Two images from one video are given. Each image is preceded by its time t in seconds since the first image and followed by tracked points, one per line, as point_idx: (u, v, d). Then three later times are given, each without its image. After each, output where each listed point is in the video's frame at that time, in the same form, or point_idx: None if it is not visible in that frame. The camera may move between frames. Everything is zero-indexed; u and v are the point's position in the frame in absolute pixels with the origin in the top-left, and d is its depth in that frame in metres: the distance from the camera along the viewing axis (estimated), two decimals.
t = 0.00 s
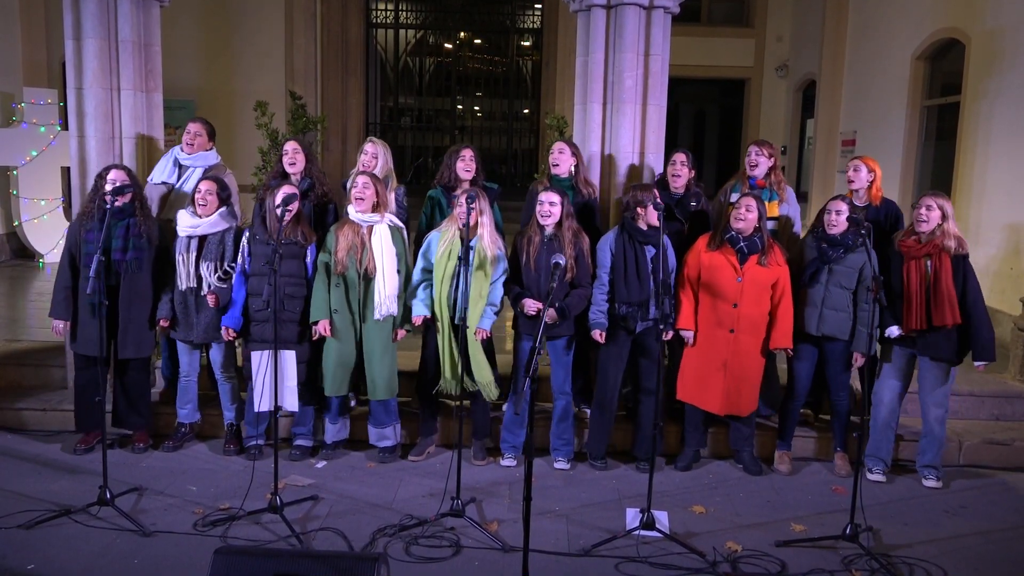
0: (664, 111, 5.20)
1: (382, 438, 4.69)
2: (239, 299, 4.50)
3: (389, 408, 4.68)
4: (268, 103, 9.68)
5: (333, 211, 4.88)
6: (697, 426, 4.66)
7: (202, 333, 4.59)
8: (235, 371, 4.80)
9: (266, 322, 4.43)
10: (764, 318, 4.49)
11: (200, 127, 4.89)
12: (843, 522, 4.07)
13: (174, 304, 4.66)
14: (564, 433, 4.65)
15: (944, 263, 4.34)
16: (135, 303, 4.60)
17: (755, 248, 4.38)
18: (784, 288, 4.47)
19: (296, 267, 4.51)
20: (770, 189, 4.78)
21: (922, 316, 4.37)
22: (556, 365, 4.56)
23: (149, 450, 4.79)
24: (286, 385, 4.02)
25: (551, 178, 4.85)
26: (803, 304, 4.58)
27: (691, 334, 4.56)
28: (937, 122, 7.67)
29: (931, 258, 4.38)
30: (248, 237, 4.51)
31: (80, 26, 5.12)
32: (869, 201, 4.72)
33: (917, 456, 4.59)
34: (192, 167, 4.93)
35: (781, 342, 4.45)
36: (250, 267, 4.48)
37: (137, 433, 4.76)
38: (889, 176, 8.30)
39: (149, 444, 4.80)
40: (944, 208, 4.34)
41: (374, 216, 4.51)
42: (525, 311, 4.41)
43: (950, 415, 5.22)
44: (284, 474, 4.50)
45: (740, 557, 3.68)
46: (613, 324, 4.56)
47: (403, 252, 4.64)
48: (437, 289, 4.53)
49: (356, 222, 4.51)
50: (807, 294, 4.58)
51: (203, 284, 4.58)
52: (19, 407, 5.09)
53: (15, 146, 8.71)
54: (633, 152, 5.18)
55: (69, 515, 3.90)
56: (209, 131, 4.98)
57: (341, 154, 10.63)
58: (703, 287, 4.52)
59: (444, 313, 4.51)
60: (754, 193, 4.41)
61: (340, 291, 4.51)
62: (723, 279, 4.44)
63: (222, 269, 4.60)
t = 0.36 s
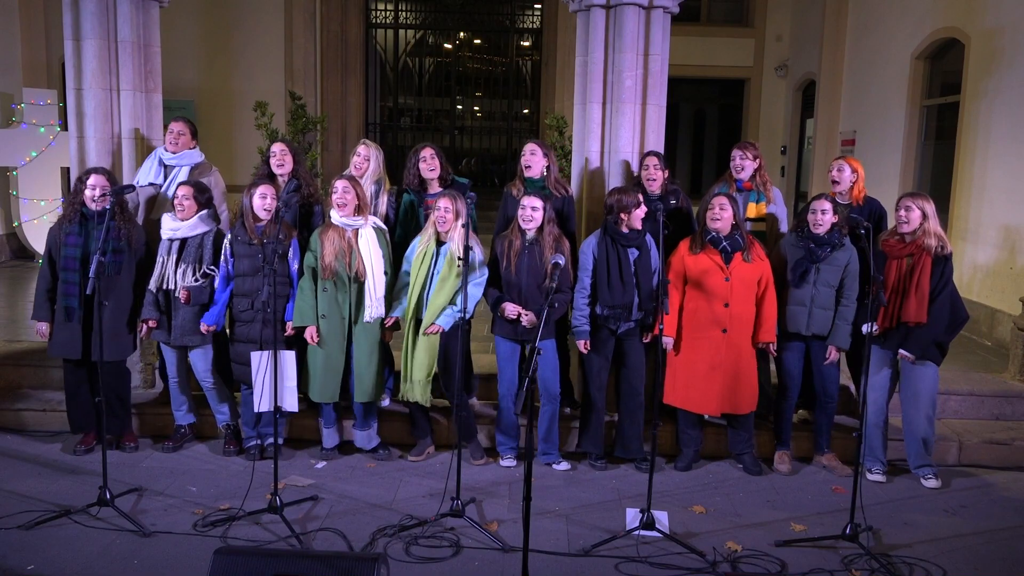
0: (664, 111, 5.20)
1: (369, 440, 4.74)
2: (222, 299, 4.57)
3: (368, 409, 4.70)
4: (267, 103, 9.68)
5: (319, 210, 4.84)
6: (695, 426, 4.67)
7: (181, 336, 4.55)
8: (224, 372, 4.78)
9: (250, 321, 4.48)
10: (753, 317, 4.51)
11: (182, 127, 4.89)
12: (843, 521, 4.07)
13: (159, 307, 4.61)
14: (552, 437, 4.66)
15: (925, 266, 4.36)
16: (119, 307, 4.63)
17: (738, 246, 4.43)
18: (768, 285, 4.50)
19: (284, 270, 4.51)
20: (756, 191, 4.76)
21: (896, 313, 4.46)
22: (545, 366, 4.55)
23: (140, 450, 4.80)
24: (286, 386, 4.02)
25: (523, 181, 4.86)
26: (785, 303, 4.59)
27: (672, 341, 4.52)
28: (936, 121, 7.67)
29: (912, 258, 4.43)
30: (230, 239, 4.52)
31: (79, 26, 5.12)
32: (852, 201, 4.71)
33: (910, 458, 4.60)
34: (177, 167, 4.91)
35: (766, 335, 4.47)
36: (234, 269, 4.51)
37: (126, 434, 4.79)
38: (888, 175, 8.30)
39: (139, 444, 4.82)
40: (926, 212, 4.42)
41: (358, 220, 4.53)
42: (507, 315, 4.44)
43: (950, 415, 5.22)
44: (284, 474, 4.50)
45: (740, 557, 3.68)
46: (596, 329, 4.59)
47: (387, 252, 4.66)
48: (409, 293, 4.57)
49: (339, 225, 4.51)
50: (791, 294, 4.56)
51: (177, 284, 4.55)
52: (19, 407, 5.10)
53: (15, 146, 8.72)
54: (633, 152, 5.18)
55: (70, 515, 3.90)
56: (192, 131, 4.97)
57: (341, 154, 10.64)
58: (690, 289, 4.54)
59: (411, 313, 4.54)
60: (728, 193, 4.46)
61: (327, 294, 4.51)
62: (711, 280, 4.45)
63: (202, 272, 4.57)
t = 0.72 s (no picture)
0: (664, 111, 5.20)
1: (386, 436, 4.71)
2: (222, 298, 4.54)
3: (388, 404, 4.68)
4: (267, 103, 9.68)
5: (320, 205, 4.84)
6: (696, 425, 4.67)
7: (191, 327, 4.63)
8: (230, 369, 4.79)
9: (255, 321, 4.47)
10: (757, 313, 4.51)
11: (180, 126, 4.90)
12: (843, 521, 4.07)
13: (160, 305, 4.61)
14: (559, 429, 4.65)
15: (940, 263, 4.35)
16: (117, 304, 4.61)
17: (741, 242, 4.42)
18: (771, 280, 4.51)
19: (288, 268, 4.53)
20: (768, 186, 4.82)
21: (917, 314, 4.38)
22: (547, 362, 4.56)
23: (149, 450, 4.79)
24: (286, 385, 4.02)
25: (527, 176, 4.83)
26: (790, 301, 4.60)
27: (678, 340, 4.50)
28: (937, 121, 7.67)
29: (927, 257, 4.38)
30: (235, 238, 4.53)
31: (79, 25, 5.11)
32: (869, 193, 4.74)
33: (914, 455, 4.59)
34: (181, 167, 4.90)
35: (771, 330, 4.51)
36: (238, 266, 4.51)
37: (134, 433, 4.77)
38: (889, 175, 8.29)
39: (148, 444, 4.79)
40: (939, 207, 4.38)
41: (362, 212, 4.56)
42: (512, 310, 4.42)
43: (950, 414, 5.22)
44: (284, 474, 4.50)
45: (740, 556, 3.68)
46: (603, 324, 4.56)
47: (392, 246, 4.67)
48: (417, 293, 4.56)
49: (344, 219, 4.50)
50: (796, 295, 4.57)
51: (187, 274, 4.59)
52: (19, 406, 5.09)
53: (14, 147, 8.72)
54: (633, 152, 5.18)
55: (70, 515, 3.90)
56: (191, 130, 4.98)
57: (341, 154, 10.63)
58: (693, 287, 4.53)
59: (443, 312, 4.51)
60: (725, 190, 4.45)
61: (332, 288, 4.49)
62: (716, 278, 4.45)
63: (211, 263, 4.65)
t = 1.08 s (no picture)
0: (664, 111, 5.19)
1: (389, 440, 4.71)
2: (247, 296, 4.54)
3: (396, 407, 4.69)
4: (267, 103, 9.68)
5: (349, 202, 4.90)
6: (696, 425, 4.67)
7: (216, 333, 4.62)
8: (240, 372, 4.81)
9: (277, 322, 4.51)
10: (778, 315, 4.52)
11: (201, 123, 4.90)
12: (843, 521, 4.07)
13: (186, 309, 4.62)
14: (564, 433, 4.65)
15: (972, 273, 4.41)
16: (142, 305, 4.63)
17: (763, 244, 4.41)
18: (791, 282, 4.51)
19: (307, 267, 4.55)
20: (785, 189, 4.78)
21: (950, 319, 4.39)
22: (560, 364, 4.54)
23: (150, 449, 4.78)
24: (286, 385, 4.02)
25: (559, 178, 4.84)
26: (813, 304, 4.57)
27: (702, 338, 4.50)
28: (937, 121, 7.66)
29: (957, 263, 4.41)
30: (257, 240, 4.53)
31: (79, 25, 5.11)
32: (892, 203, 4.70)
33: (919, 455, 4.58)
34: (201, 165, 4.92)
35: (796, 334, 4.49)
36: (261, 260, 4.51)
37: (137, 434, 4.76)
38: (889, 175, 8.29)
39: (149, 443, 4.79)
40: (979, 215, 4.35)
41: (389, 220, 4.53)
42: (529, 312, 4.39)
43: (950, 414, 5.22)
44: (284, 473, 4.50)
45: (740, 556, 3.67)
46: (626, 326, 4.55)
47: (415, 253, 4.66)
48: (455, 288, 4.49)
49: (370, 223, 4.52)
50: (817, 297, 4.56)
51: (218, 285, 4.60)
52: (19, 406, 5.08)
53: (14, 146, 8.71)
54: (633, 152, 5.19)
55: (70, 514, 3.90)
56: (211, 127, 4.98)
57: (341, 154, 10.62)
58: (713, 288, 4.52)
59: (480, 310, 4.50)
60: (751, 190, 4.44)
61: (355, 292, 4.51)
62: (736, 279, 4.44)
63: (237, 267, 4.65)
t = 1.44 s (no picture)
0: (665, 111, 5.19)
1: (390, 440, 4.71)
2: (256, 299, 4.52)
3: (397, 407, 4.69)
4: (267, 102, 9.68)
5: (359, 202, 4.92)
6: (697, 425, 4.67)
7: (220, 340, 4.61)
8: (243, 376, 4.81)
9: (277, 321, 4.48)
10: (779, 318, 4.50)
11: (213, 129, 4.85)
12: (843, 521, 4.07)
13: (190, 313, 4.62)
14: (565, 433, 4.65)
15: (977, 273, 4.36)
16: (149, 304, 4.62)
17: (767, 248, 4.38)
18: (796, 286, 4.48)
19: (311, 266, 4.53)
20: (780, 189, 4.77)
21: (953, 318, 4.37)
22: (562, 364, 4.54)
23: (150, 449, 4.77)
24: (286, 383, 4.03)
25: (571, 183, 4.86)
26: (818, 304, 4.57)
27: (701, 335, 4.54)
28: (937, 121, 7.67)
29: (962, 262, 4.37)
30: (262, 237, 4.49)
31: (79, 23, 5.11)
32: (891, 204, 4.70)
33: (921, 455, 4.59)
34: (208, 170, 4.91)
35: (796, 340, 4.48)
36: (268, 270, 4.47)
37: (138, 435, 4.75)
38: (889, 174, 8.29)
39: (150, 443, 4.79)
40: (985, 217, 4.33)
41: (400, 221, 4.55)
42: (535, 312, 4.40)
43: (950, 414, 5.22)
44: (284, 472, 4.50)
45: (740, 556, 3.67)
46: (629, 327, 4.54)
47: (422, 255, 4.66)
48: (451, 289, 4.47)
49: (380, 223, 4.53)
50: (819, 295, 4.58)
51: (221, 296, 4.57)
52: (20, 405, 5.08)
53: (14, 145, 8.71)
54: (633, 152, 5.19)
55: (69, 513, 3.90)
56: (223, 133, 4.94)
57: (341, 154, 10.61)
58: (715, 288, 4.52)
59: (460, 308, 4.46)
60: (766, 195, 4.41)
61: (357, 289, 4.54)
62: (736, 280, 4.44)
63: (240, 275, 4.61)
